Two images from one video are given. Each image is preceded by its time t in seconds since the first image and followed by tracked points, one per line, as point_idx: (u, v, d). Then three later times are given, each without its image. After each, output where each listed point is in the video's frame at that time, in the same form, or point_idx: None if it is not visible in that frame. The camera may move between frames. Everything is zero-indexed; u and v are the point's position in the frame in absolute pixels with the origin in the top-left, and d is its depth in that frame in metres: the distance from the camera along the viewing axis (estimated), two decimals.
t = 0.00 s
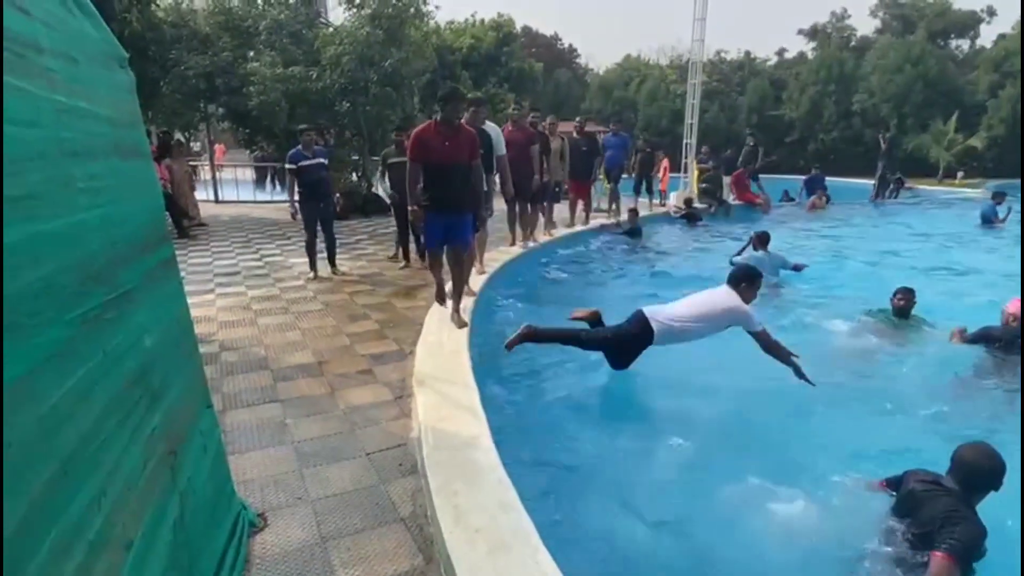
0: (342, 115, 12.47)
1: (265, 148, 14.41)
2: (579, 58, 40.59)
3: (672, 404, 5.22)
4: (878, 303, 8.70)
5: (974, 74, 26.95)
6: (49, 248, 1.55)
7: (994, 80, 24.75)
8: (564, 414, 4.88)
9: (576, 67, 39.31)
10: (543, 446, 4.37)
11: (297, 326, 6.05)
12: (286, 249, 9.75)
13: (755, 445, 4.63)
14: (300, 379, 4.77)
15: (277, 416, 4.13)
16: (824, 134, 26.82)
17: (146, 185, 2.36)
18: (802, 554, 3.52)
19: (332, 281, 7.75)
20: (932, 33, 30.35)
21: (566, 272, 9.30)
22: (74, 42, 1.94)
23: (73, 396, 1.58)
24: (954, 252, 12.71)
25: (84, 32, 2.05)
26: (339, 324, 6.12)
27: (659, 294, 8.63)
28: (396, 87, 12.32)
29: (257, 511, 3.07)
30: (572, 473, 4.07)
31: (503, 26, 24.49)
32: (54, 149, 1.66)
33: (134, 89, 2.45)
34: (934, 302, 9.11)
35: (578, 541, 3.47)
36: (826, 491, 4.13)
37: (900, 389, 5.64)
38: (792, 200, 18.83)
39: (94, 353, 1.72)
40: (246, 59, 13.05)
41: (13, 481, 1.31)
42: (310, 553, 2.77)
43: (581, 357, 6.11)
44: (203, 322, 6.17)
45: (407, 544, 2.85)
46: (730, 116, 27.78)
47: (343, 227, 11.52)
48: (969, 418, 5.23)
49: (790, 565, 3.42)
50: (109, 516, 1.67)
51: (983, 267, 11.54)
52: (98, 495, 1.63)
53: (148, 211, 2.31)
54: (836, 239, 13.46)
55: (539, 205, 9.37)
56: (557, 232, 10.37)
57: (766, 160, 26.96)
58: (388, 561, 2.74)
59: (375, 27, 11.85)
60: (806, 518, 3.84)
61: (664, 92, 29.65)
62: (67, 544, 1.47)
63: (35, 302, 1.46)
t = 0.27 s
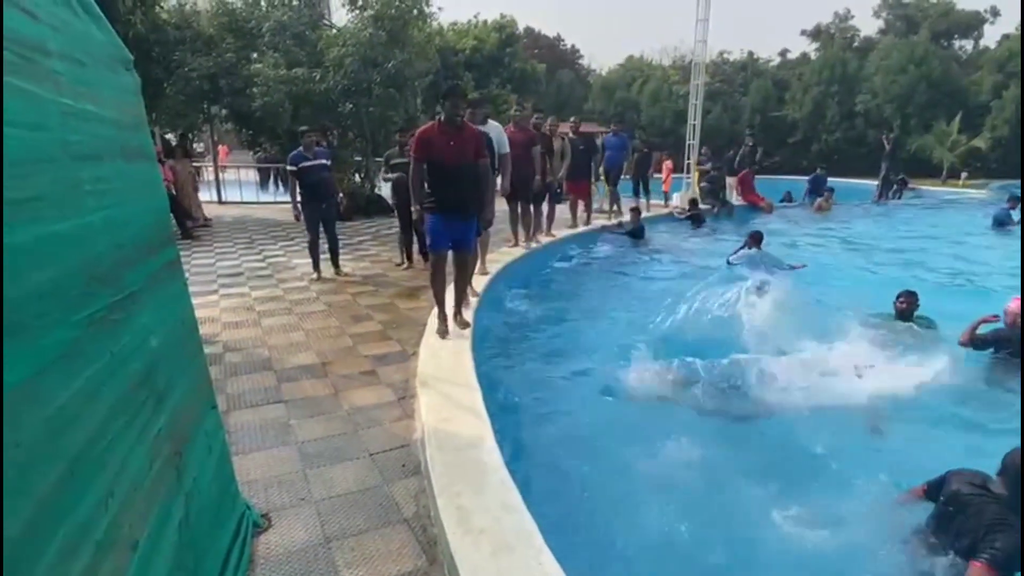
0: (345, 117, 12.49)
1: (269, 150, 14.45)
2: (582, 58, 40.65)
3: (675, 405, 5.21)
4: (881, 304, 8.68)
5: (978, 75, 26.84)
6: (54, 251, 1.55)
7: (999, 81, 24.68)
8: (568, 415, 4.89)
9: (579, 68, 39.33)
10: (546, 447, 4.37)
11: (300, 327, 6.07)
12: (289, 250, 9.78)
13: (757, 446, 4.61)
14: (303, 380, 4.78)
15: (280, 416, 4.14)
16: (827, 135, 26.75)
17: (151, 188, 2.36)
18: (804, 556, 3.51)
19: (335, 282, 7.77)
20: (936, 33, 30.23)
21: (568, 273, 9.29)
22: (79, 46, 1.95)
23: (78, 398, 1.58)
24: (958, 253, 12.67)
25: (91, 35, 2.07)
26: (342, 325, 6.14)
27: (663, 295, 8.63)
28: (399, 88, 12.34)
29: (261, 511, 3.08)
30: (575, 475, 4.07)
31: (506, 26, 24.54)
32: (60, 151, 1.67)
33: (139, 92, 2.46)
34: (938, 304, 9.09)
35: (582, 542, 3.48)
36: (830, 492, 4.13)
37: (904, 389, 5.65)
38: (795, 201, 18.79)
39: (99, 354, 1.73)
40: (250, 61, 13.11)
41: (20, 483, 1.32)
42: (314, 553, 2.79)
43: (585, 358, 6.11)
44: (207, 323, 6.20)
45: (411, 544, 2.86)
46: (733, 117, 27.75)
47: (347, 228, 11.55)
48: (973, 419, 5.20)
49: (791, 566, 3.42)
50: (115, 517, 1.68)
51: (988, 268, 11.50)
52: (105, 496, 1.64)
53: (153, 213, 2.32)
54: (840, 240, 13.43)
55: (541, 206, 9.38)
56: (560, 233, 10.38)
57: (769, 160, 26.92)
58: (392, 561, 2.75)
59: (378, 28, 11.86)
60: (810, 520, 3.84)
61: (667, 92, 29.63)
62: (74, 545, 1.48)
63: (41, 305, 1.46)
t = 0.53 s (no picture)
0: (349, 116, 12.54)
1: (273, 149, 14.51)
2: (586, 58, 40.62)
3: (678, 405, 5.20)
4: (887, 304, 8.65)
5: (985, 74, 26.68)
6: (62, 251, 1.56)
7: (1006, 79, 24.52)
8: (572, 414, 4.89)
9: (583, 67, 39.29)
10: (551, 447, 4.37)
11: (306, 326, 6.10)
12: (294, 249, 9.81)
13: (761, 447, 4.60)
14: (308, 378, 4.80)
15: (286, 415, 4.16)
16: (833, 134, 26.64)
17: (158, 188, 2.38)
18: (808, 556, 3.51)
19: (340, 282, 7.79)
20: (942, 31, 30.05)
21: (572, 273, 9.29)
22: (88, 47, 1.97)
23: (86, 397, 1.60)
24: (965, 253, 12.62)
25: (99, 36, 2.08)
26: (347, 324, 6.15)
27: (668, 294, 8.62)
28: (404, 87, 12.35)
29: (267, 509, 3.10)
30: (579, 475, 4.07)
31: (510, 26, 24.57)
32: (69, 152, 1.69)
33: (147, 93, 2.47)
34: (944, 303, 9.04)
35: (586, 542, 3.48)
36: (834, 491, 4.12)
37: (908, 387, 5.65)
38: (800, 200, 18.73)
39: (107, 353, 1.74)
40: (255, 61, 13.08)
41: (30, 481, 1.33)
42: (319, 551, 2.80)
43: (590, 357, 6.13)
44: (212, 322, 6.23)
45: (415, 543, 2.87)
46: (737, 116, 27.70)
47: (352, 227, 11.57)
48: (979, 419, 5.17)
49: (794, 565, 3.42)
50: (122, 515, 1.69)
51: (994, 268, 11.44)
52: (112, 494, 1.66)
53: (160, 213, 2.34)
54: (846, 240, 13.37)
55: (544, 206, 9.38)
56: (565, 232, 10.39)
57: (774, 160, 26.85)
58: (396, 560, 2.76)
59: (382, 28, 11.90)
60: (814, 520, 3.83)
61: (672, 92, 29.58)
62: (81, 542, 1.49)
63: (50, 305, 1.48)
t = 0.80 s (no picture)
0: (355, 114, 12.56)
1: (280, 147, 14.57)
2: (593, 56, 40.52)
3: (685, 403, 5.18)
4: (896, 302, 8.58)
5: (995, 70, 26.41)
6: (75, 249, 1.58)
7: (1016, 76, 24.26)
8: (578, 412, 4.89)
9: (590, 65, 39.20)
10: (557, 444, 4.37)
11: (313, 324, 6.12)
12: (301, 247, 9.84)
13: (768, 445, 4.58)
14: (316, 376, 4.82)
15: (294, 412, 4.18)
16: (841, 132, 26.46)
17: (168, 186, 2.39)
18: (816, 555, 3.50)
19: (347, 279, 7.81)
20: (952, 28, 29.76)
21: (579, 271, 9.27)
22: (99, 46, 1.98)
23: (98, 393, 1.61)
24: (975, 251, 12.51)
25: (110, 37, 2.10)
26: (354, 322, 6.17)
27: (674, 292, 8.60)
28: (410, 85, 12.37)
29: (275, 506, 3.12)
30: (585, 473, 4.07)
31: (517, 24, 24.57)
32: (80, 151, 1.70)
33: (156, 91, 2.48)
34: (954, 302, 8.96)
35: (594, 539, 3.49)
36: (843, 488, 4.12)
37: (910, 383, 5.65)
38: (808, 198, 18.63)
39: (118, 350, 1.76)
40: (262, 58, 12.98)
41: (42, 478, 1.34)
42: (327, 548, 2.81)
43: (597, 355, 6.13)
44: (221, 319, 6.26)
45: (423, 540, 2.88)
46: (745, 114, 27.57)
47: (359, 225, 11.59)
48: (989, 418, 5.12)
49: (801, 564, 3.41)
50: (135, 509, 1.71)
51: (1005, 267, 11.33)
52: (124, 489, 1.67)
53: (170, 211, 2.35)
54: (854, 238, 13.29)
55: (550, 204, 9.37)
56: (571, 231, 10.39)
57: (781, 158, 26.70)
58: (405, 557, 2.77)
59: (389, 26, 11.93)
60: (823, 517, 3.82)
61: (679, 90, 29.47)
62: (95, 536, 1.51)
63: (62, 303, 1.50)
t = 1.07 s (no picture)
0: (364, 110, 12.58)
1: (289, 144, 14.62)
2: (601, 53, 40.34)
3: (695, 400, 5.15)
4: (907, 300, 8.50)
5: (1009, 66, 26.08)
6: (86, 240, 1.58)
7: None
8: (587, 408, 4.88)
9: (598, 61, 39.03)
10: (566, 440, 4.36)
11: (322, 319, 6.13)
12: (310, 243, 9.86)
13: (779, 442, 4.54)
14: (325, 371, 4.82)
15: (304, 407, 4.19)
16: (851, 129, 26.21)
17: (179, 181, 2.39)
18: (827, 551, 3.47)
19: (355, 275, 7.82)
20: (965, 24, 29.41)
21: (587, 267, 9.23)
22: (112, 39, 1.98)
23: (109, 385, 1.61)
24: (988, 249, 12.37)
25: (122, 30, 2.10)
26: (363, 318, 6.17)
27: (683, 288, 8.56)
28: (418, 81, 12.37)
29: (285, 500, 3.12)
30: (594, 469, 4.05)
31: (525, 20, 24.51)
32: (93, 143, 1.70)
33: (168, 86, 2.48)
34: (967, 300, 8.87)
35: (604, 535, 3.48)
36: (854, 485, 4.09)
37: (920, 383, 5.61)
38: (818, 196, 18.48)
39: (129, 343, 1.76)
40: (271, 54, 12.98)
41: (53, 469, 1.34)
42: (337, 542, 2.81)
43: (605, 351, 6.11)
44: (230, 315, 6.28)
45: (432, 535, 2.87)
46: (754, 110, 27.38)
47: (368, 221, 11.60)
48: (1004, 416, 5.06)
49: (812, 560, 3.39)
50: (145, 503, 1.71)
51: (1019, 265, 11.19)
52: (135, 482, 1.67)
53: (181, 205, 2.35)
54: (865, 235, 13.17)
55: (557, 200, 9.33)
56: (579, 228, 10.35)
57: (791, 155, 26.49)
58: (414, 551, 2.77)
59: (397, 22, 11.90)
60: (834, 512, 3.79)
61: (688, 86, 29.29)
62: (105, 529, 1.51)
63: (75, 295, 1.49)
